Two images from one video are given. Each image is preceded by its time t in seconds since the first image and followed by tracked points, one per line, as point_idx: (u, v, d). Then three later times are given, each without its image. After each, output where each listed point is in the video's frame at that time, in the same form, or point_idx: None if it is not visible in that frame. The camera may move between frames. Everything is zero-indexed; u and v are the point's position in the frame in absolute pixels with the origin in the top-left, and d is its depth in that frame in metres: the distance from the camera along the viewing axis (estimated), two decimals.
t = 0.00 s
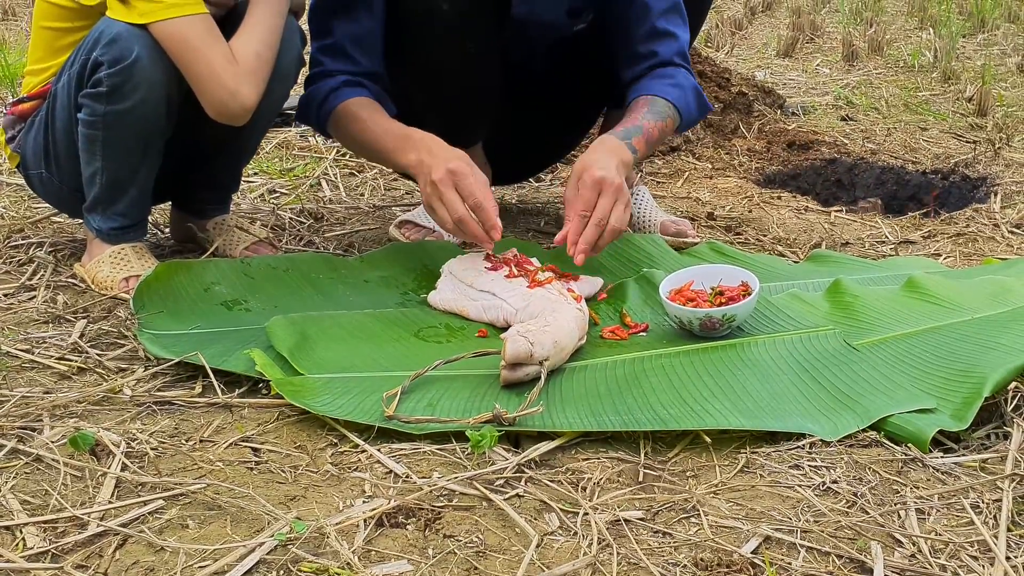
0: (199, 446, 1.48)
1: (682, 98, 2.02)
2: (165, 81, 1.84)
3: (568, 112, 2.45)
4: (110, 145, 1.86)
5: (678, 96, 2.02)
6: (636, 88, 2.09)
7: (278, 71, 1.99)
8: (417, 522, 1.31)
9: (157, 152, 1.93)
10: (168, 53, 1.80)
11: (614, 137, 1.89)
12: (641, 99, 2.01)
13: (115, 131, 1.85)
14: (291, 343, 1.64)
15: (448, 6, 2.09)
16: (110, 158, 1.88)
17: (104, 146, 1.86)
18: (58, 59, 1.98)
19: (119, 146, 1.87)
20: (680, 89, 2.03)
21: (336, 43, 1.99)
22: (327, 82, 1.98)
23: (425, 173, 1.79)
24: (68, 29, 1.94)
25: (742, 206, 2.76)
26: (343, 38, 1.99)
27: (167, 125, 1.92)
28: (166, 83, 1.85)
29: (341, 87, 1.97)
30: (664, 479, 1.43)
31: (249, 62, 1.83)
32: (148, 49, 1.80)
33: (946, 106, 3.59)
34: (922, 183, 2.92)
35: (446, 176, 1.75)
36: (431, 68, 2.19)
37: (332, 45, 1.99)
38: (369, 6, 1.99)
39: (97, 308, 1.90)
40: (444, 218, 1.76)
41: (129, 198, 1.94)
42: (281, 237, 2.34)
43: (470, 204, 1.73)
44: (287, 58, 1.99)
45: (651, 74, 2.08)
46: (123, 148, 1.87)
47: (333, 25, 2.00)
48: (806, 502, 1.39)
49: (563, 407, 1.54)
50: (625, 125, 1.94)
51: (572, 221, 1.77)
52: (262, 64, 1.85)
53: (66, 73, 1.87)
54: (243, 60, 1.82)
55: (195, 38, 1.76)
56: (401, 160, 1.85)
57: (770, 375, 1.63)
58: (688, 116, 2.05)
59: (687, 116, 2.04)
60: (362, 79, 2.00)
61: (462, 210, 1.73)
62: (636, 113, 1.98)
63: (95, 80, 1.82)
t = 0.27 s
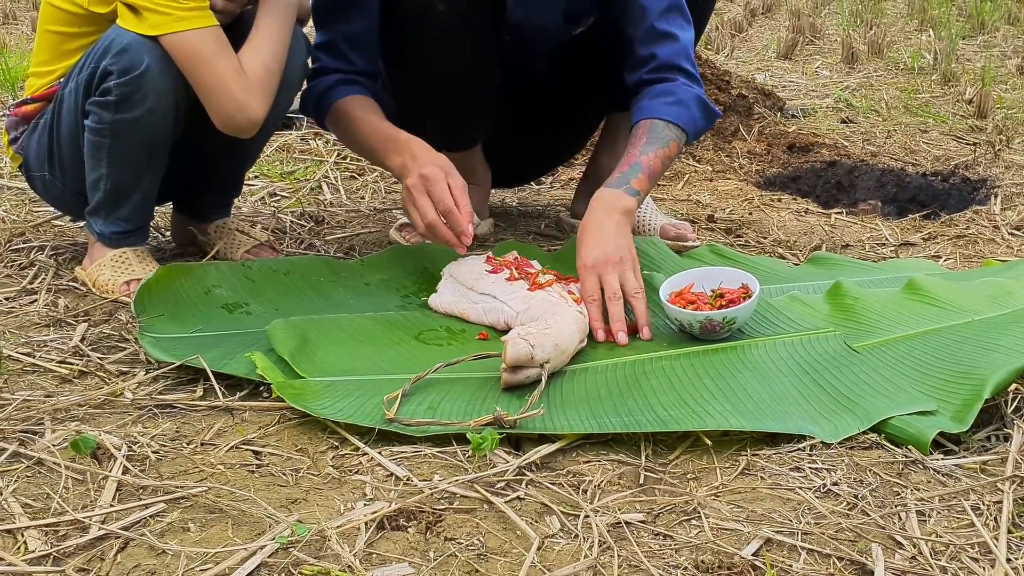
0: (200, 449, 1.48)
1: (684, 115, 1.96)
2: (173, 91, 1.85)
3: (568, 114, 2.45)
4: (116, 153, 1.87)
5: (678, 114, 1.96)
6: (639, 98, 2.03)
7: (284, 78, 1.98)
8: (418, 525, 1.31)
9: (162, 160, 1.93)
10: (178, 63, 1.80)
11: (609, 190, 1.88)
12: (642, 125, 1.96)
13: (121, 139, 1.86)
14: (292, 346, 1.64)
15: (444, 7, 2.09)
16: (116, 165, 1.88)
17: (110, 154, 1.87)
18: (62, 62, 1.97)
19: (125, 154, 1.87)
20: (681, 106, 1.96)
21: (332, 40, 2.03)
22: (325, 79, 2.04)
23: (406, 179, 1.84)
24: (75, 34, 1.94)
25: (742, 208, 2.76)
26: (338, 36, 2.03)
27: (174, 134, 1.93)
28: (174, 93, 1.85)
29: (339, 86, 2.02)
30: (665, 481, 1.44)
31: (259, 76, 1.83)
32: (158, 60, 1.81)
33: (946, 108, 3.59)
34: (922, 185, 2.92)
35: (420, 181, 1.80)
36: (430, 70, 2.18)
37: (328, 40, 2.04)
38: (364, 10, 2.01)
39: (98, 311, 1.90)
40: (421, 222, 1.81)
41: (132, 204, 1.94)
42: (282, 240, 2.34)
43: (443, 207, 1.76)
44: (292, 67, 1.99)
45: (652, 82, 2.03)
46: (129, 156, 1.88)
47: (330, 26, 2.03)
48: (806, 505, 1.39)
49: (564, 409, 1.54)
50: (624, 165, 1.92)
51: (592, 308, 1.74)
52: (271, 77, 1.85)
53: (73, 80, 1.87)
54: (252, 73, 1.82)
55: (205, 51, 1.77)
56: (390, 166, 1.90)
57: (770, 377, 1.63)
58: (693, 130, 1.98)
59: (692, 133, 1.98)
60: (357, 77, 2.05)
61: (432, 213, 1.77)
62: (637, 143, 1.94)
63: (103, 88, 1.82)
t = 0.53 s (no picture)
0: (201, 452, 1.48)
1: (692, 115, 1.99)
2: (181, 101, 1.86)
3: (569, 120, 2.46)
4: (123, 161, 1.87)
5: (687, 114, 1.98)
6: (648, 101, 2.06)
7: (292, 90, 1.98)
8: (419, 528, 1.32)
9: (168, 168, 1.94)
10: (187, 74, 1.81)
11: (626, 183, 1.89)
12: (652, 123, 1.99)
13: (128, 147, 1.86)
14: (293, 350, 1.64)
15: (443, 14, 2.10)
16: (122, 172, 1.88)
17: (116, 161, 1.87)
18: (69, 66, 1.97)
19: (132, 162, 1.88)
20: (690, 107, 1.99)
21: (333, 48, 2.05)
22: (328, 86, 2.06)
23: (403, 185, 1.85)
24: (83, 39, 1.93)
25: (743, 212, 2.76)
26: (338, 42, 2.05)
27: (180, 143, 1.93)
28: (182, 103, 1.86)
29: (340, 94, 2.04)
30: (665, 485, 1.44)
31: (268, 89, 1.82)
32: (167, 70, 1.81)
33: (946, 111, 3.59)
34: (922, 188, 2.92)
35: (416, 185, 1.81)
36: (430, 76, 2.19)
37: (328, 49, 2.06)
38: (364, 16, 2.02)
39: (99, 314, 1.90)
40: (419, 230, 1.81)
41: (136, 210, 1.95)
42: (283, 243, 2.35)
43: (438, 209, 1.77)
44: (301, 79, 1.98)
45: (662, 85, 2.05)
46: (136, 164, 1.88)
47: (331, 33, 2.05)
48: (807, 508, 1.39)
49: (564, 413, 1.54)
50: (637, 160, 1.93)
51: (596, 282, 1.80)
52: (280, 89, 1.85)
53: (82, 86, 1.88)
54: (261, 87, 1.82)
55: (215, 64, 1.77)
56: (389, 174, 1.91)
57: (771, 381, 1.64)
58: (701, 131, 2.01)
59: (700, 132, 2.01)
60: (357, 84, 2.06)
61: (429, 216, 1.77)
62: (648, 141, 1.96)
63: (112, 96, 1.82)
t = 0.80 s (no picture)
0: (201, 455, 1.48)
1: (673, 110, 1.99)
2: (185, 107, 1.86)
3: (569, 122, 2.46)
4: (125, 165, 1.88)
5: (668, 110, 1.99)
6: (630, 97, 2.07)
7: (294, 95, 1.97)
8: (420, 531, 1.32)
9: (170, 171, 1.94)
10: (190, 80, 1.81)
11: (595, 153, 1.87)
12: (632, 112, 1.99)
13: (131, 151, 1.86)
14: (294, 353, 1.64)
15: (445, 19, 2.09)
16: (124, 176, 1.89)
17: (119, 165, 1.88)
18: (72, 68, 1.97)
19: (134, 166, 1.88)
20: (672, 102, 2.00)
21: (337, 56, 2.04)
22: (335, 96, 2.03)
23: (427, 190, 1.84)
24: (85, 42, 1.92)
25: (743, 215, 2.77)
26: (345, 50, 2.03)
27: (182, 146, 1.94)
28: (186, 108, 1.86)
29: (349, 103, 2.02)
30: (665, 487, 1.44)
31: (271, 96, 1.82)
32: (172, 77, 1.81)
33: (946, 115, 3.60)
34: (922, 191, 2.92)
35: (444, 190, 1.81)
36: (431, 78, 2.19)
37: (335, 58, 2.04)
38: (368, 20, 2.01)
39: (99, 317, 1.90)
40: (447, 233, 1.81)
41: (138, 213, 1.95)
42: (283, 246, 2.35)
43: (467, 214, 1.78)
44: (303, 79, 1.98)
45: (644, 83, 2.06)
46: (138, 169, 1.89)
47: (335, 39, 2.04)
48: (807, 511, 1.39)
49: (565, 416, 1.54)
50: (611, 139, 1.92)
51: (538, 241, 1.77)
52: (283, 95, 1.85)
53: (84, 89, 1.87)
54: (265, 94, 1.82)
55: (218, 72, 1.77)
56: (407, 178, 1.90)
57: (771, 384, 1.64)
58: (681, 129, 2.02)
59: (677, 130, 2.01)
60: (366, 92, 2.05)
61: (456, 221, 1.78)
62: (626, 125, 1.95)
63: (115, 102, 1.83)
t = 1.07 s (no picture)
0: (199, 450, 1.48)
1: (675, 109, 2.03)
2: (182, 101, 1.85)
3: (568, 118, 2.45)
4: (122, 160, 1.87)
5: (668, 109, 2.02)
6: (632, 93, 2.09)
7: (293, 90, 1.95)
8: (418, 526, 1.31)
9: (167, 166, 1.94)
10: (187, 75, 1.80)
11: (601, 169, 1.92)
12: (634, 113, 2.02)
13: (128, 145, 1.86)
14: (292, 348, 1.64)
15: (442, 12, 2.09)
16: (121, 170, 1.88)
17: (116, 159, 1.87)
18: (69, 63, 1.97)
19: (131, 161, 1.88)
20: (673, 101, 2.04)
21: (338, 53, 2.01)
22: (331, 95, 2.00)
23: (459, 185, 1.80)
24: (84, 36, 1.92)
25: (742, 210, 2.76)
26: (344, 46, 2.01)
27: (179, 141, 1.93)
28: (183, 102, 1.86)
29: (347, 102, 1.98)
30: (664, 481, 1.44)
31: (268, 91, 1.81)
32: (168, 71, 1.81)
33: (945, 109, 3.59)
34: (921, 186, 2.92)
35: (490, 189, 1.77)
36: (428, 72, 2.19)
37: (333, 55, 2.01)
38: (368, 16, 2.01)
39: (97, 312, 1.90)
40: (483, 223, 1.73)
41: (135, 207, 1.95)
42: (281, 241, 2.34)
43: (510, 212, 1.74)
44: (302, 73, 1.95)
45: (647, 79, 2.08)
46: (136, 163, 1.88)
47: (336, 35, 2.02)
48: (806, 505, 1.39)
49: (564, 411, 1.54)
50: (619, 146, 1.97)
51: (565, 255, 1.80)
52: (281, 90, 1.83)
53: (80, 85, 1.87)
54: (262, 87, 1.80)
55: (214, 65, 1.76)
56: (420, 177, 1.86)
57: (770, 378, 1.63)
58: (681, 125, 2.06)
59: (677, 126, 2.05)
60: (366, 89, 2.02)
61: (501, 213, 1.72)
62: (628, 132, 1.99)
63: (112, 95, 1.82)
